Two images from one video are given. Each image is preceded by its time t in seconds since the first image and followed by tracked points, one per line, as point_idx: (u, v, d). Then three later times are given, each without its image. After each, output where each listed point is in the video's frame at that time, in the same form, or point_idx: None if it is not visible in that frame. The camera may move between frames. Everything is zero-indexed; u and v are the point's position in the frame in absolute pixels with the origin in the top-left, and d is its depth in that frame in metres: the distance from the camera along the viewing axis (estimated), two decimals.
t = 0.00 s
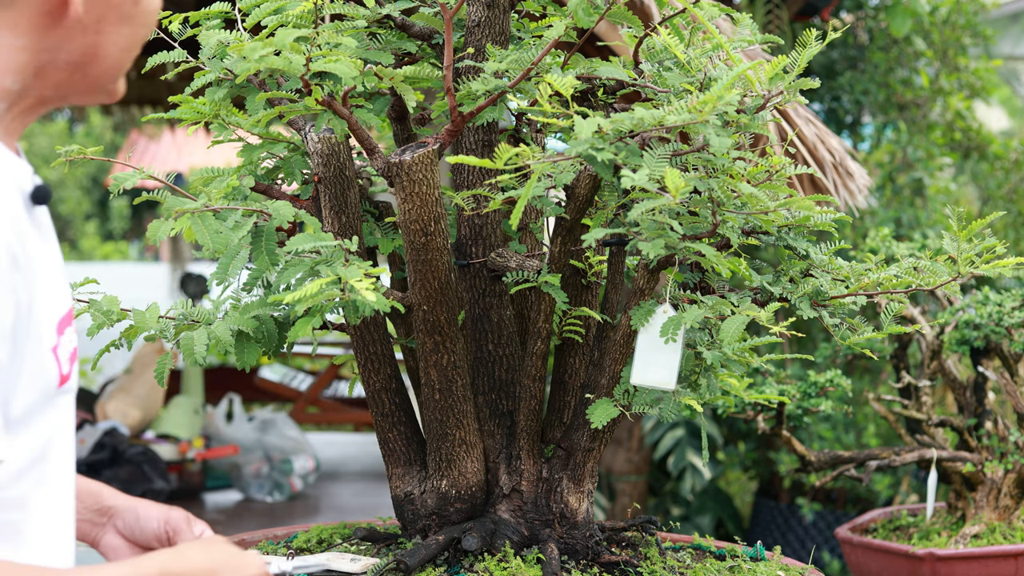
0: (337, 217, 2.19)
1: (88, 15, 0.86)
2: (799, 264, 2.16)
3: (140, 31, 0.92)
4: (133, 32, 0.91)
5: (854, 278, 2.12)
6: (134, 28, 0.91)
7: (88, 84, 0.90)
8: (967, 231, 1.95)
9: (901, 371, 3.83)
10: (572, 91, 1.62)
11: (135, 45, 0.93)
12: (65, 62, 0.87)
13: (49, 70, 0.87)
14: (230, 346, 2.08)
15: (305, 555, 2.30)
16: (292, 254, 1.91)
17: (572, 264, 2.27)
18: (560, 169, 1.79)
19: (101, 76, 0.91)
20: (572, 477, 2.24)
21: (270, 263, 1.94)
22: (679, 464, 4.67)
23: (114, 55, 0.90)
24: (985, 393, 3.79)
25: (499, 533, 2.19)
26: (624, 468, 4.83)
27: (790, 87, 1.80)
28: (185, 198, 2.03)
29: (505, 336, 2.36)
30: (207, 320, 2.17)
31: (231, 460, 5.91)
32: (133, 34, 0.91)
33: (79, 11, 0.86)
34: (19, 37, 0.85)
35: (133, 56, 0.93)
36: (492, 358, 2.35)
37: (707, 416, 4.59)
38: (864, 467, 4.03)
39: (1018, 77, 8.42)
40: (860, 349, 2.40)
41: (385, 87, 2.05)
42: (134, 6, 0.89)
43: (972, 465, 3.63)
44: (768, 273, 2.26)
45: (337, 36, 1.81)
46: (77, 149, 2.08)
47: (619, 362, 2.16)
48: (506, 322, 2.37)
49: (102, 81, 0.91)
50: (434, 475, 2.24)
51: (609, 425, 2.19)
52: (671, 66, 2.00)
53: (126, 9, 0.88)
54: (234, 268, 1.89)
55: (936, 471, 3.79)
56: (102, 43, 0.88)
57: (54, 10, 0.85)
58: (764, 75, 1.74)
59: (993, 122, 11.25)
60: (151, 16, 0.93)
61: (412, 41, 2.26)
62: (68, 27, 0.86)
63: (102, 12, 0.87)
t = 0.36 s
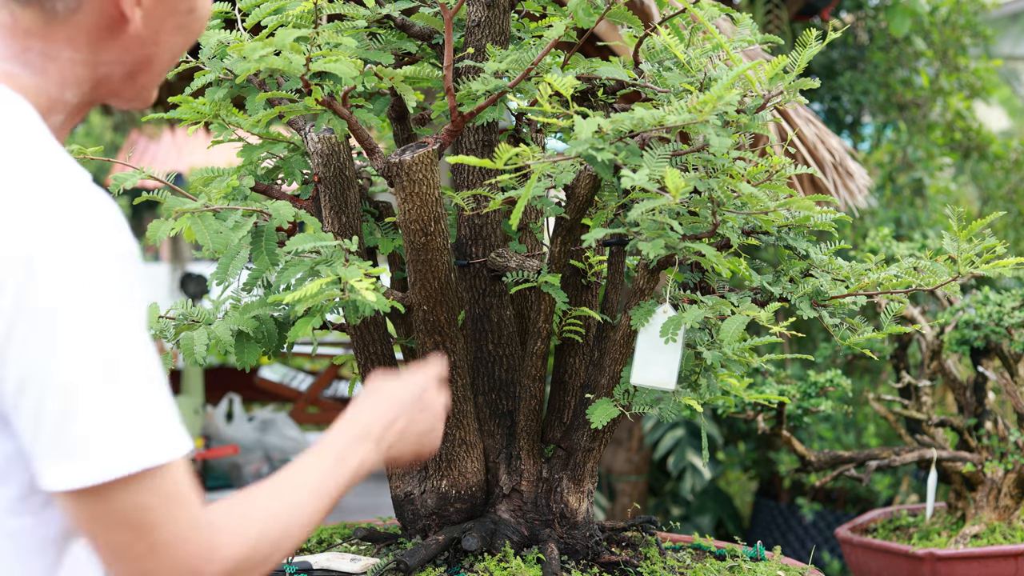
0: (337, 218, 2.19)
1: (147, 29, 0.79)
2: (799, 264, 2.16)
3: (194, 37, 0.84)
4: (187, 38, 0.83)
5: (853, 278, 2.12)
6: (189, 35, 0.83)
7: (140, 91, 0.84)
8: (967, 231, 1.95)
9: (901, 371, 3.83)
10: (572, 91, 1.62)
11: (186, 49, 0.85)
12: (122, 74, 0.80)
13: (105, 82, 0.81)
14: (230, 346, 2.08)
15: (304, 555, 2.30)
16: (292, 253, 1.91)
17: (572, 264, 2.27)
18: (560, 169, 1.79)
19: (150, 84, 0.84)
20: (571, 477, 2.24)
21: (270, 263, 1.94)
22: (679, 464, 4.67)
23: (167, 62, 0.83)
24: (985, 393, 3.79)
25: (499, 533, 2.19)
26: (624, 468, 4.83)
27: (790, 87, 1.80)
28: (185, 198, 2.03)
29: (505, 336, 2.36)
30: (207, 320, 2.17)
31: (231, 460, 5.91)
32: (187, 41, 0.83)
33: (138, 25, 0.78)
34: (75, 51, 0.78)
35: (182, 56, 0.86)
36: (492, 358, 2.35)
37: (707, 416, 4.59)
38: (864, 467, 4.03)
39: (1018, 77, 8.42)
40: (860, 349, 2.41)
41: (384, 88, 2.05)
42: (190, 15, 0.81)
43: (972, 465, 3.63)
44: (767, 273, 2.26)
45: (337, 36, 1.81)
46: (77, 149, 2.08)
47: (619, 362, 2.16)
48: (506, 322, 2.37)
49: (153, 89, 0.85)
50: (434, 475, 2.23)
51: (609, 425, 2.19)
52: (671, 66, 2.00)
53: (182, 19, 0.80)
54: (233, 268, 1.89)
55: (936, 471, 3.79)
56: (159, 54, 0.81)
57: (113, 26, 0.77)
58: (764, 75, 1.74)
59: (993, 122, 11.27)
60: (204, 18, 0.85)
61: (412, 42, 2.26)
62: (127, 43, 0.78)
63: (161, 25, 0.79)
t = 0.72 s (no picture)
0: (338, 218, 2.20)
1: (164, 53, 0.96)
2: (799, 264, 2.16)
3: (203, 62, 1.02)
4: (197, 63, 1.01)
5: (854, 278, 2.11)
6: (199, 61, 1.01)
7: (148, 106, 1.01)
8: (967, 231, 1.95)
9: (901, 371, 3.83)
10: (572, 91, 1.62)
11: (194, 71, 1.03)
12: (135, 90, 0.98)
13: (119, 94, 0.98)
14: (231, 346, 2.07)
15: (304, 555, 2.30)
16: (292, 254, 1.91)
17: (572, 265, 2.27)
18: (560, 169, 1.79)
19: (158, 100, 1.02)
20: (572, 477, 2.24)
21: (270, 263, 1.94)
22: (679, 464, 4.68)
23: (176, 82, 1.01)
24: (985, 393, 3.79)
25: (499, 533, 2.19)
26: (624, 468, 4.83)
27: (790, 87, 1.80)
28: (185, 198, 2.03)
29: (505, 336, 2.36)
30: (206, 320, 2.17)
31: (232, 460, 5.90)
32: (198, 65, 1.01)
33: (156, 52, 0.95)
34: (97, 67, 0.94)
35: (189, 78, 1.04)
36: (492, 358, 2.35)
37: (707, 416, 4.59)
38: (864, 467, 4.03)
39: (1019, 77, 8.40)
40: (860, 349, 2.40)
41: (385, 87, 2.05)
42: (205, 45, 0.99)
43: (972, 465, 3.63)
44: (768, 273, 2.26)
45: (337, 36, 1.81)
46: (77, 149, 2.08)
47: (619, 362, 2.16)
48: (506, 322, 2.37)
49: (160, 104, 1.02)
50: (434, 475, 2.24)
51: (609, 425, 2.19)
52: (671, 66, 2.00)
53: (197, 49, 0.99)
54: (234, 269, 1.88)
55: (936, 471, 3.79)
56: (170, 76, 0.99)
57: (135, 49, 0.94)
58: (764, 75, 1.74)
59: (992, 122, 11.26)
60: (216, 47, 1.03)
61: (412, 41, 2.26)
62: (143, 64, 0.96)
63: (176, 51, 0.97)
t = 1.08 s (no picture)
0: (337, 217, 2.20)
1: (162, 84, 1.05)
2: (799, 264, 2.16)
3: (199, 94, 1.10)
4: (193, 95, 1.10)
5: (854, 278, 2.11)
6: (195, 93, 1.10)
7: (140, 125, 1.11)
8: (968, 231, 1.95)
9: (901, 371, 3.83)
10: (572, 91, 1.61)
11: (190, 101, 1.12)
12: (130, 112, 1.07)
13: (114, 113, 1.07)
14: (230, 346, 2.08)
15: (304, 555, 2.30)
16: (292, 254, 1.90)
17: (572, 264, 2.26)
18: (560, 169, 1.79)
19: (150, 121, 1.11)
20: (572, 477, 2.24)
21: (270, 263, 1.93)
22: (679, 464, 4.68)
23: (171, 109, 1.10)
24: (985, 393, 3.79)
25: (500, 533, 2.19)
26: (624, 469, 4.83)
27: (790, 87, 1.80)
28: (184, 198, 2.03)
29: (505, 336, 2.36)
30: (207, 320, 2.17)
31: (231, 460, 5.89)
32: (194, 96, 1.10)
33: (154, 81, 1.04)
34: (96, 85, 1.03)
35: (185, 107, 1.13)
36: (492, 358, 2.35)
37: (707, 416, 4.59)
38: (863, 467, 4.03)
39: (1019, 77, 8.40)
40: (860, 349, 2.40)
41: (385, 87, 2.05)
42: (203, 80, 1.08)
43: (972, 465, 3.63)
44: (768, 273, 2.26)
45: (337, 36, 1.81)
46: (77, 149, 2.08)
47: (619, 362, 2.16)
48: (506, 322, 2.37)
49: (153, 126, 1.11)
50: (435, 475, 2.24)
51: (609, 425, 2.19)
52: (671, 66, 2.00)
53: (193, 82, 1.07)
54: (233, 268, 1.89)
55: (936, 471, 3.79)
56: (165, 103, 1.08)
57: (136, 74, 1.03)
58: (764, 75, 1.74)
59: (992, 122, 11.26)
60: (214, 82, 1.11)
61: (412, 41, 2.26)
62: (141, 88, 1.05)
63: (173, 84, 1.05)
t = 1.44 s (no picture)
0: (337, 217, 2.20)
1: (154, 97, 1.04)
2: (799, 264, 2.16)
3: (193, 107, 1.10)
4: (186, 108, 1.09)
5: (854, 278, 2.11)
6: (188, 106, 1.09)
7: (134, 137, 1.10)
8: (967, 231, 1.95)
9: (901, 371, 3.83)
10: (572, 91, 1.61)
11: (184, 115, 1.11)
12: (124, 125, 1.07)
13: (108, 125, 1.07)
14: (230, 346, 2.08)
15: (304, 555, 2.30)
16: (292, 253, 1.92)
17: (572, 264, 2.26)
18: (560, 169, 1.79)
19: (142, 135, 1.10)
20: (572, 477, 2.24)
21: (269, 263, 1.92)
22: (679, 464, 4.67)
23: (164, 122, 1.09)
24: (985, 393, 3.79)
25: (499, 533, 2.19)
26: (624, 468, 4.83)
27: (790, 88, 1.80)
28: (184, 197, 2.03)
29: (505, 336, 2.36)
30: (206, 320, 2.17)
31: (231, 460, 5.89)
32: (188, 109, 1.09)
33: (146, 94, 1.03)
34: (87, 96, 1.03)
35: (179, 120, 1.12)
36: (492, 358, 2.35)
37: (707, 416, 4.59)
38: (863, 467, 4.03)
39: (1019, 77, 8.40)
40: (860, 349, 2.40)
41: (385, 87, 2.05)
42: (195, 95, 1.07)
43: (972, 465, 3.63)
44: (768, 273, 2.26)
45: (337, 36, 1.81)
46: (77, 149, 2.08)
47: (619, 362, 2.16)
48: (506, 322, 2.37)
49: (147, 138, 1.11)
50: (434, 475, 2.24)
51: (609, 425, 2.19)
52: (671, 66, 2.00)
53: (185, 97, 1.06)
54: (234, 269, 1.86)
55: (936, 471, 3.79)
56: (157, 116, 1.07)
57: (127, 88, 1.02)
58: (764, 75, 1.74)
59: (992, 122, 11.26)
60: (208, 96, 1.10)
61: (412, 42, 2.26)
62: (133, 103, 1.04)
63: (165, 97, 1.04)
